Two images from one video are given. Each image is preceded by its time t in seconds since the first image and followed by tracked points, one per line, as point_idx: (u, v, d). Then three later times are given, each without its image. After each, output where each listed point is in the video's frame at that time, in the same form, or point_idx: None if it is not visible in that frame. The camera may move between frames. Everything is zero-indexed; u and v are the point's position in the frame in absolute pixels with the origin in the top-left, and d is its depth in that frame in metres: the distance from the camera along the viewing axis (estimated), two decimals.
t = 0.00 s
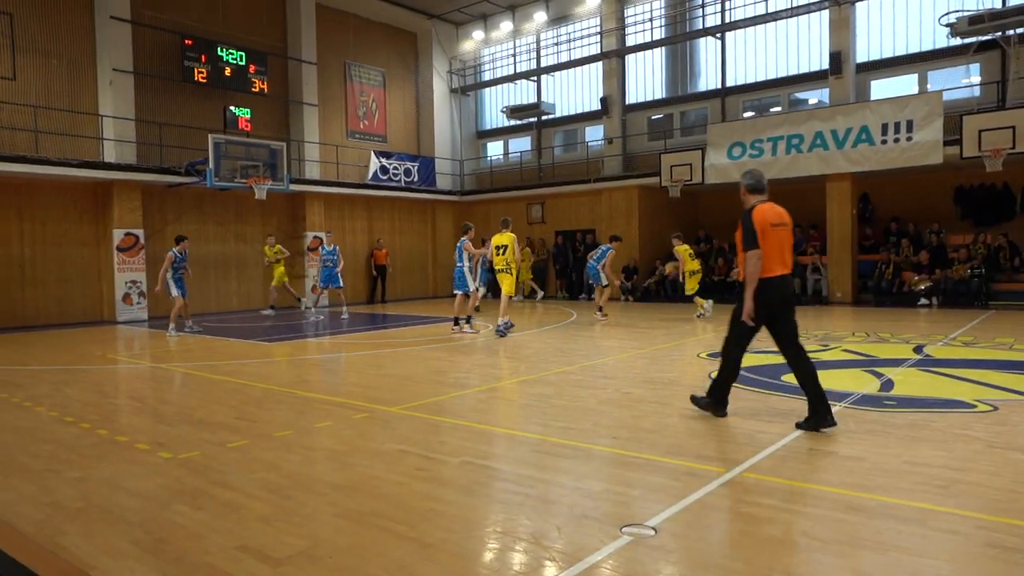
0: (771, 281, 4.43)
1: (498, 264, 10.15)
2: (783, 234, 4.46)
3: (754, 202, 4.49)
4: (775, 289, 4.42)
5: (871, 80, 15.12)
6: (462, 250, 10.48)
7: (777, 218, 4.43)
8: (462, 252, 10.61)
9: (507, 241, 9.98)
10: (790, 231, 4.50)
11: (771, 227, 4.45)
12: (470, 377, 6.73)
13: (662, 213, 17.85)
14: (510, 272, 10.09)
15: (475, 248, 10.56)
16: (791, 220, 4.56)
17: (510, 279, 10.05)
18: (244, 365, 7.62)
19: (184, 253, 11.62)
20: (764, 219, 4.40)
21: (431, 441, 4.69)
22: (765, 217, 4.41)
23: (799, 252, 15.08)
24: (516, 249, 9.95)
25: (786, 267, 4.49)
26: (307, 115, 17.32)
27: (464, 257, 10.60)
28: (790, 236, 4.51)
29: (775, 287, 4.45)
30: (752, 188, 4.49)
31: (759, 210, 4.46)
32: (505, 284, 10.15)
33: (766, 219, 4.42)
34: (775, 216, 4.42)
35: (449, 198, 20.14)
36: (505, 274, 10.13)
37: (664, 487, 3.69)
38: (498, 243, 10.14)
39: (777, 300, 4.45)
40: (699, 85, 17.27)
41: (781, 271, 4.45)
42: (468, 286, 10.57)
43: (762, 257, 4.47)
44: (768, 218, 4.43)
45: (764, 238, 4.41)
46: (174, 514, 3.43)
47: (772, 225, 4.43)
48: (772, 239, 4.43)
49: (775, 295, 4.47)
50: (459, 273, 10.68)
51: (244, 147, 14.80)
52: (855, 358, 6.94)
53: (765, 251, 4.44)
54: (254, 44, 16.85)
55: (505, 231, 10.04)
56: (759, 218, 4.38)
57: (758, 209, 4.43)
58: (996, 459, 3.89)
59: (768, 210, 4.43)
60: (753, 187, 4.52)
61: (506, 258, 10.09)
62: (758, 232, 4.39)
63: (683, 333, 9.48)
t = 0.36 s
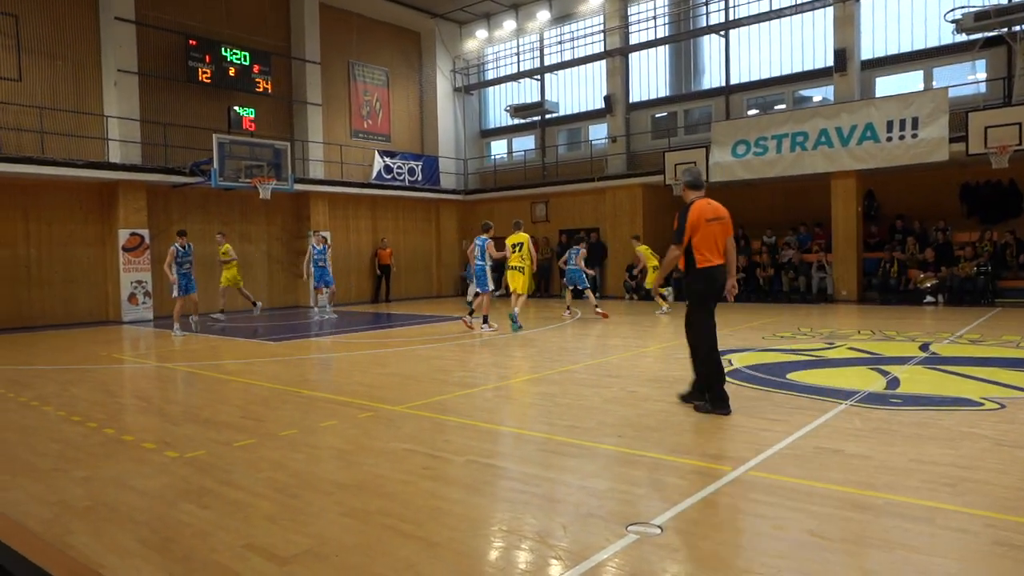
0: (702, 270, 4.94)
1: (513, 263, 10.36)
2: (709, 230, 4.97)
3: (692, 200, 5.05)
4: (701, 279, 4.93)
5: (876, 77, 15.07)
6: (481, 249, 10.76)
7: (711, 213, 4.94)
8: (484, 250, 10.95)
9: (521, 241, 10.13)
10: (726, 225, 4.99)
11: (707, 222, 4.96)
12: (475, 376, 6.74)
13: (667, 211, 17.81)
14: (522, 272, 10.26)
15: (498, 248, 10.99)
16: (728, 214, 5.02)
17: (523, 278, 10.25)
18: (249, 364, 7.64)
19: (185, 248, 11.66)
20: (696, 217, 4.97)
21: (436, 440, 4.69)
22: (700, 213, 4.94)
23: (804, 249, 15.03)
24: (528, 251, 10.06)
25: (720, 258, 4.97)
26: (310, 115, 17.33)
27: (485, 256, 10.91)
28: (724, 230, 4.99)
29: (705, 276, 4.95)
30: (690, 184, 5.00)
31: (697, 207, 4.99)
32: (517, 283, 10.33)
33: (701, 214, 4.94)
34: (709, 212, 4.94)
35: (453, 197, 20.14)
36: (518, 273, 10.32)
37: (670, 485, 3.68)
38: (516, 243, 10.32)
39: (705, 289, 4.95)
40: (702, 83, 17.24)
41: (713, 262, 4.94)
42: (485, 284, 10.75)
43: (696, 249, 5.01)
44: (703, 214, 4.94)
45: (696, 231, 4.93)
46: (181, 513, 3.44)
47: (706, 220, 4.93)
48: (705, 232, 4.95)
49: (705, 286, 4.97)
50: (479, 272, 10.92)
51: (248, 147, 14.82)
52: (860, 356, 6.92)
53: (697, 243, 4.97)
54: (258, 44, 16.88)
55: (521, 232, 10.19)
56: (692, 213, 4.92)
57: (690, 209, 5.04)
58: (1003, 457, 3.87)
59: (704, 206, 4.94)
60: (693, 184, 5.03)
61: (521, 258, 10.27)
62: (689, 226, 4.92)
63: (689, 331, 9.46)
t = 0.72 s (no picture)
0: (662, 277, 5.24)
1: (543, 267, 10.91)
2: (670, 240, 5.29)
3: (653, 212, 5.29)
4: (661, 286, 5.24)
5: (891, 79, 14.96)
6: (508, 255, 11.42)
7: (671, 223, 5.29)
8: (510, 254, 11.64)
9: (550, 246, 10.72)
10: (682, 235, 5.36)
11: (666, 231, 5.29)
12: (487, 380, 6.74)
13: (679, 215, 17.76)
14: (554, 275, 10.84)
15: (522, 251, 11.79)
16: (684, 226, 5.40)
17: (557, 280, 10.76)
18: (262, 368, 7.68)
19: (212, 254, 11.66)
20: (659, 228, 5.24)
21: (448, 444, 4.69)
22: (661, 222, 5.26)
23: (818, 253, 14.90)
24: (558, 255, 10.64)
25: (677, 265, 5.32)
26: (323, 120, 17.42)
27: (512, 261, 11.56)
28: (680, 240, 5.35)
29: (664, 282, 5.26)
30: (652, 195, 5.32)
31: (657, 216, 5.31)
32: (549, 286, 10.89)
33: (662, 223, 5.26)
34: (669, 221, 5.28)
35: (465, 201, 20.17)
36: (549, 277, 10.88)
37: (683, 491, 3.66)
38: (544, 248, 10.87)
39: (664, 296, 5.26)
40: (715, 86, 17.18)
41: (673, 268, 5.27)
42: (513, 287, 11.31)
43: (655, 257, 5.31)
44: (664, 224, 5.28)
45: (658, 239, 5.24)
46: (195, 516, 3.46)
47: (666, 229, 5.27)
48: (666, 240, 5.27)
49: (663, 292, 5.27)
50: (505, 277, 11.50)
51: (262, 151, 14.94)
52: (875, 360, 6.87)
53: (657, 251, 5.27)
54: (272, 50, 17.00)
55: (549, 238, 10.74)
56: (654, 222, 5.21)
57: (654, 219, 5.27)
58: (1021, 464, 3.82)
59: (665, 216, 5.27)
60: (654, 196, 5.36)
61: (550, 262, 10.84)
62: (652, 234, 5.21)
63: (700, 335, 9.43)
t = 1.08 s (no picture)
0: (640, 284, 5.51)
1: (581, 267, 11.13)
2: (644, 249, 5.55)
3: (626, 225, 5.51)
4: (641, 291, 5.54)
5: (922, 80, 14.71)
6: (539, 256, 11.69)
7: (643, 233, 5.54)
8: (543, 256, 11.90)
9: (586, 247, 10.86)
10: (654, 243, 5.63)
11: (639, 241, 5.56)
12: (511, 382, 6.74)
13: (704, 218, 17.63)
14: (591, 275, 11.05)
15: (555, 252, 12.16)
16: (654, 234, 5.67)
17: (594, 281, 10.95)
18: (287, 368, 7.76)
19: (248, 253, 11.73)
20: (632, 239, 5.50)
21: (472, 445, 4.70)
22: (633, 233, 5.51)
23: (846, 256, 14.80)
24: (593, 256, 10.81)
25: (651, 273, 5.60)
26: (349, 122, 17.57)
27: (547, 262, 11.74)
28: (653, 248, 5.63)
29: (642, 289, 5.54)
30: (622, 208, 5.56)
31: (627, 228, 5.58)
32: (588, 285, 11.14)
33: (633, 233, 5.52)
34: (640, 231, 5.53)
35: (489, 203, 20.21)
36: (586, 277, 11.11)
37: (708, 496, 3.63)
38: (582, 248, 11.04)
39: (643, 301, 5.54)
40: (742, 88, 17.04)
41: (649, 277, 5.53)
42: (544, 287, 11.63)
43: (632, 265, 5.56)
44: (634, 234, 5.54)
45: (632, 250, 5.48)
46: (222, 514, 3.50)
47: (637, 239, 5.54)
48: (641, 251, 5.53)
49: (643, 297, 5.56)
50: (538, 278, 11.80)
51: (288, 153, 15.12)
52: (906, 365, 6.75)
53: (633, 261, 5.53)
54: (299, 53, 17.19)
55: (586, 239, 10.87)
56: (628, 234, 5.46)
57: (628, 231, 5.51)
58: None
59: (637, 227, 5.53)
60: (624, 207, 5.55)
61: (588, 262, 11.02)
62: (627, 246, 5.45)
63: (725, 339, 9.35)
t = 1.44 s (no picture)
0: (616, 281, 5.86)
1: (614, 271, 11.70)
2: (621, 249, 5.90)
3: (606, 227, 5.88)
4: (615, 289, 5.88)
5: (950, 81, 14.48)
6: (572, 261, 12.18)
7: (622, 233, 5.89)
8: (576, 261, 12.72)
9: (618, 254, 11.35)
10: (635, 243, 5.95)
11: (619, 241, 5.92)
12: (531, 384, 6.73)
13: (726, 221, 17.51)
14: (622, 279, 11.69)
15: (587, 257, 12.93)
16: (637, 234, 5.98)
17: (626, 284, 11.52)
18: (310, 368, 7.82)
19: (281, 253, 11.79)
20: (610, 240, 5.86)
21: (492, 447, 4.70)
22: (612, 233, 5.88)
23: (872, 260, 14.71)
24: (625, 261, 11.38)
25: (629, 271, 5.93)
26: (371, 124, 17.69)
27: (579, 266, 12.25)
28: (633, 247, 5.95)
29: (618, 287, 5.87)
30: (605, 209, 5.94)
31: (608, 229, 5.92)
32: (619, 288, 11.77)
33: (613, 233, 5.89)
34: (620, 231, 5.88)
35: (510, 205, 20.23)
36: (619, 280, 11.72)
37: (731, 501, 3.59)
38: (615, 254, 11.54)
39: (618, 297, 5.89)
40: (766, 90, 16.89)
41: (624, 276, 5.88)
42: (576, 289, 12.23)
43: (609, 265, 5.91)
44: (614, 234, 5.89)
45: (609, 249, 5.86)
46: (245, 512, 3.53)
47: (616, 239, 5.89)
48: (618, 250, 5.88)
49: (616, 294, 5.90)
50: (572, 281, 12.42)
51: (311, 155, 15.24)
52: (933, 371, 6.64)
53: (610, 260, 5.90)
54: (323, 56, 17.33)
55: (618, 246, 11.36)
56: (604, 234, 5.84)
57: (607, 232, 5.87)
58: None
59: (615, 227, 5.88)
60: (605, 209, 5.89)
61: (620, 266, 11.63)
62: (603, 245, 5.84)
63: (748, 343, 9.26)
